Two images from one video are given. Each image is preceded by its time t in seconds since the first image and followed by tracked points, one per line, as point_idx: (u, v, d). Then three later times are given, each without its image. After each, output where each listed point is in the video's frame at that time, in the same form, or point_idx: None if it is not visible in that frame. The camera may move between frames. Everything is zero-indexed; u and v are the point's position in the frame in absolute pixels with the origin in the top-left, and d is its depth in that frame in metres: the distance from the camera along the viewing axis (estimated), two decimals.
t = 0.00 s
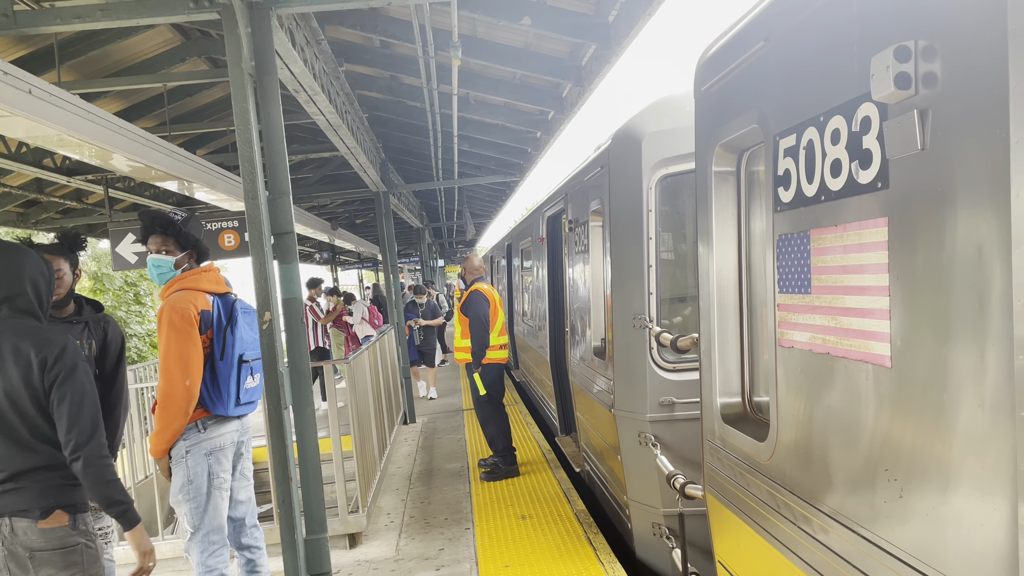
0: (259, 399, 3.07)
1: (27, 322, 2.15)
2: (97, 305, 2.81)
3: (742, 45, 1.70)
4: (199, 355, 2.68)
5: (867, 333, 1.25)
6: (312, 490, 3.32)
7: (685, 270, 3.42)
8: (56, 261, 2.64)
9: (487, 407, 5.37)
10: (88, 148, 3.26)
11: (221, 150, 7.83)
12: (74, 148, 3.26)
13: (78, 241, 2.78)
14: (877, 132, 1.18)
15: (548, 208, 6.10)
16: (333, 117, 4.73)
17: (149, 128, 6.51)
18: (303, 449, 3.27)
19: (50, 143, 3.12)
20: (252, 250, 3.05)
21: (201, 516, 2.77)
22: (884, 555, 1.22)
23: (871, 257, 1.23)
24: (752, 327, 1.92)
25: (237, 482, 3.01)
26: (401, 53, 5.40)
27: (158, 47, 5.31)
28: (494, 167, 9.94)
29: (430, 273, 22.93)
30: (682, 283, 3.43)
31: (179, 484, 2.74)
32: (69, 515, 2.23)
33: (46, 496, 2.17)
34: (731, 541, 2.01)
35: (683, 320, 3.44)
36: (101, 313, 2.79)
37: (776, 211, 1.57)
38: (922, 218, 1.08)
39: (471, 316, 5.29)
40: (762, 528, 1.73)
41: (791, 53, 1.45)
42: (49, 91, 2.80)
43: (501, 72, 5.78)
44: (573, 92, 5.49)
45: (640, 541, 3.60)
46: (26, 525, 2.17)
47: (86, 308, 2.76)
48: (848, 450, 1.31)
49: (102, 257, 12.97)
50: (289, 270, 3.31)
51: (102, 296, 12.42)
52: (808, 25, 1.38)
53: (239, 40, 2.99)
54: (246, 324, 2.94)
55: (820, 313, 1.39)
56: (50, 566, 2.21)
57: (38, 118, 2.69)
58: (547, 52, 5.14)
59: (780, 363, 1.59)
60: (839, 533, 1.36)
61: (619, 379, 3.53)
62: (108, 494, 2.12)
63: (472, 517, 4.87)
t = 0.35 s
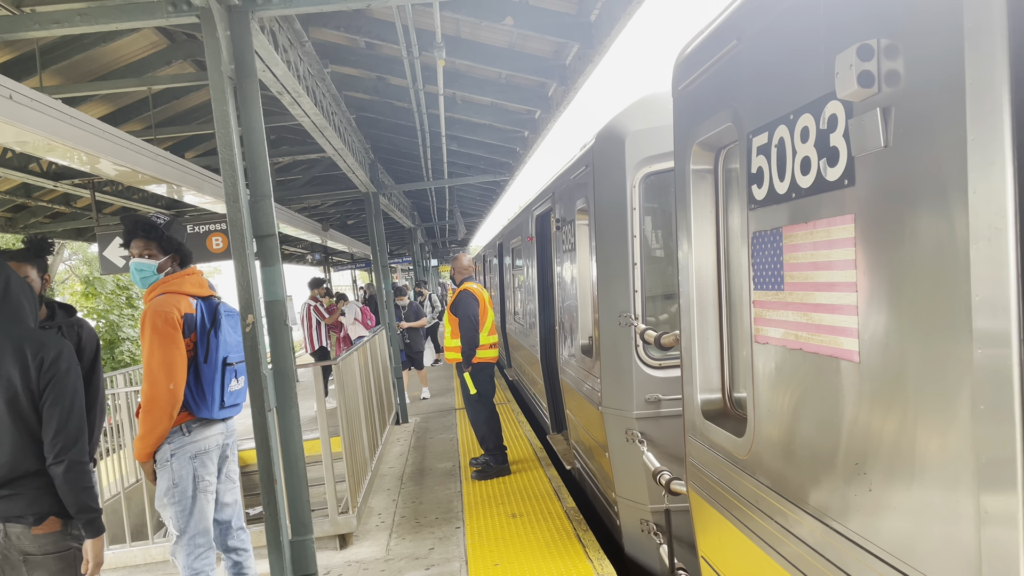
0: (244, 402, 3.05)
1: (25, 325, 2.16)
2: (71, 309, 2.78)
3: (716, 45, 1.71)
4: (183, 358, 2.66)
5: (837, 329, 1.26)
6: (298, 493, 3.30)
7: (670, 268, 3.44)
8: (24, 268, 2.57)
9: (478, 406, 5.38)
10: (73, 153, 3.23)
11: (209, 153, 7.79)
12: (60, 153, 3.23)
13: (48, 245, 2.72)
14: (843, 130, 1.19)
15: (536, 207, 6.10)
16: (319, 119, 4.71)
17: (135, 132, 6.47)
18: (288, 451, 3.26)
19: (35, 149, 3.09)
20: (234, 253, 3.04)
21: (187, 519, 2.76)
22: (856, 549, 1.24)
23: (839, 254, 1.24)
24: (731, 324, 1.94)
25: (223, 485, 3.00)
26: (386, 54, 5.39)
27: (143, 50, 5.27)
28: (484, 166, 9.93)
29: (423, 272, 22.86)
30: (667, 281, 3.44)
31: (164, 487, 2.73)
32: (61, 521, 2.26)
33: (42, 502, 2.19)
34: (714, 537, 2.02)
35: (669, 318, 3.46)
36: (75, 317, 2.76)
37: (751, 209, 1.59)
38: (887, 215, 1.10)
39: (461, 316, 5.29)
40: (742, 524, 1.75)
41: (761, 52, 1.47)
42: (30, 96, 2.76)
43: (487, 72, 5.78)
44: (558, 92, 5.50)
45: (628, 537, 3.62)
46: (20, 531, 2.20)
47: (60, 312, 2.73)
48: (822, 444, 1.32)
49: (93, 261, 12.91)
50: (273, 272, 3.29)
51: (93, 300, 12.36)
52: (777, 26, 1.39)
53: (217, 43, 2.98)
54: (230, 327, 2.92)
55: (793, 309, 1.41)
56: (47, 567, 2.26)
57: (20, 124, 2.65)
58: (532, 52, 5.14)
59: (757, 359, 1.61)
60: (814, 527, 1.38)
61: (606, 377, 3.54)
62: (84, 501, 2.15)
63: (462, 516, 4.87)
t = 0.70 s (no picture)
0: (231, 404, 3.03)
1: (30, 321, 2.26)
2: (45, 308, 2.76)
3: (697, 43, 1.71)
4: (169, 360, 2.65)
5: (814, 327, 1.27)
6: (284, 495, 3.28)
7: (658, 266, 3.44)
8: None
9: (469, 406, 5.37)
10: (61, 155, 3.19)
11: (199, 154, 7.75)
12: (48, 156, 3.19)
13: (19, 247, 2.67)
14: (818, 129, 1.20)
15: (527, 206, 6.09)
16: (306, 119, 4.67)
17: (123, 133, 6.42)
18: (275, 453, 3.23)
19: (23, 152, 3.05)
20: (218, 255, 3.03)
21: (173, 521, 2.74)
22: (835, 547, 1.24)
23: (816, 253, 1.25)
24: (715, 323, 1.94)
25: (210, 487, 2.98)
26: (375, 54, 5.37)
27: (131, 51, 5.23)
28: (475, 165, 9.91)
29: (417, 272, 22.78)
30: (656, 280, 3.45)
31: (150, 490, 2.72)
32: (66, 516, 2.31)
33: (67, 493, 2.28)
34: (700, 536, 2.02)
35: (659, 316, 3.46)
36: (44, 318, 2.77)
37: (731, 208, 1.60)
38: (859, 214, 1.11)
39: (452, 316, 5.27)
40: (726, 523, 1.75)
41: (739, 53, 1.48)
42: (14, 98, 2.72)
43: (476, 72, 5.78)
44: (547, 91, 5.49)
45: (618, 536, 3.62)
46: (27, 528, 2.20)
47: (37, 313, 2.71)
48: (802, 441, 1.33)
49: (84, 262, 12.82)
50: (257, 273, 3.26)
51: (86, 301, 12.31)
52: (753, 26, 1.40)
53: (200, 45, 2.98)
54: (217, 329, 2.90)
55: (772, 307, 1.42)
56: (47, 567, 2.25)
57: (4, 127, 2.61)
58: (520, 51, 5.14)
59: (739, 357, 1.61)
60: (796, 527, 1.38)
61: (596, 375, 3.54)
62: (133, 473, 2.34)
63: (453, 516, 4.86)
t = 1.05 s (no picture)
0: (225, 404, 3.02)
1: (24, 320, 2.28)
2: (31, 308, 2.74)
3: (691, 43, 1.71)
4: (164, 360, 2.63)
5: (808, 327, 1.27)
6: (279, 495, 3.27)
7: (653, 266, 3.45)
8: None
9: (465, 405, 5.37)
10: (55, 155, 3.17)
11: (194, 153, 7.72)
12: (42, 155, 3.17)
13: None
14: (811, 129, 1.20)
15: (523, 206, 6.09)
16: (301, 118, 4.65)
17: (118, 132, 6.39)
18: (269, 453, 3.22)
19: (17, 151, 3.03)
20: (211, 254, 3.00)
21: (167, 521, 2.73)
22: (828, 547, 1.24)
23: (809, 252, 1.25)
24: (709, 323, 1.95)
25: (204, 487, 2.96)
26: (370, 53, 5.36)
27: (125, 50, 5.20)
28: (472, 165, 9.90)
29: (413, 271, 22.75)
30: (652, 279, 3.45)
31: (143, 490, 2.70)
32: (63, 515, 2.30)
33: (64, 493, 2.28)
34: (694, 535, 2.02)
35: (654, 315, 3.46)
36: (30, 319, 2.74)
37: (725, 207, 1.60)
38: (852, 213, 1.11)
39: (448, 315, 5.26)
40: (720, 522, 1.75)
41: (733, 52, 1.47)
42: (7, 97, 2.70)
43: (472, 71, 5.76)
44: (542, 90, 5.49)
45: (613, 535, 3.63)
46: (26, 527, 2.19)
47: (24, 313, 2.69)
48: (795, 441, 1.33)
49: (79, 261, 12.77)
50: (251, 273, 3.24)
51: (82, 301, 12.27)
52: (748, 25, 1.40)
53: (193, 43, 2.96)
54: (210, 328, 2.89)
55: (766, 307, 1.42)
56: (46, 566, 2.24)
57: None
58: (516, 50, 5.13)
59: (733, 357, 1.61)
60: (790, 527, 1.38)
61: (591, 374, 3.54)
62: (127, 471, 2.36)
63: (449, 515, 4.85)
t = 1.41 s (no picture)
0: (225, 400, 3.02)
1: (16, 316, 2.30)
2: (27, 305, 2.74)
3: (692, 40, 1.71)
4: (164, 357, 2.63)
5: (808, 325, 1.27)
6: (279, 491, 3.27)
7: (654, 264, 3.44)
8: None
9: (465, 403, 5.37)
10: (55, 151, 3.17)
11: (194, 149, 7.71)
12: (42, 151, 3.17)
13: None
14: (813, 126, 1.19)
15: (523, 203, 6.09)
16: (302, 115, 4.65)
17: (118, 128, 6.38)
18: (269, 450, 3.22)
19: (17, 147, 3.03)
20: (212, 251, 3.00)
21: (167, 518, 2.73)
22: (828, 545, 1.24)
23: (810, 250, 1.24)
24: (710, 321, 1.94)
25: (204, 484, 2.96)
26: (371, 50, 5.35)
27: (126, 46, 5.19)
28: (472, 162, 9.88)
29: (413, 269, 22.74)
30: (652, 277, 3.45)
31: (143, 487, 2.71)
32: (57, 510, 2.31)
33: (56, 487, 2.29)
34: (694, 533, 2.03)
35: (654, 313, 3.46)
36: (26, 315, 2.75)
37: (726, 205, 1.60)
38: (853, 211, 1.11)
39: (448, 313, 5.26)
40: (720, 520, 1.75)
41: (735, 50, 1.47)
42: (7, 93, 2.70)
43: (473, 68, 5.75)
44: (543, 88, 5.48)
45: (613, 533, 3.63)
46: (19, 520, 2.21)
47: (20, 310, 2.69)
48: (796, 440, 1.32)
49: (79, 258, 12.78)
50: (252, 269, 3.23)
51: (82, 297, 12.27)
52: (749, 22, 1.39)
53: (194, 39, 2.95)
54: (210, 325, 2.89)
55: (767, 305, 1.42)
56: (40, 560, 2.26)
57: None
58: (516, 47, 5.11)
59: (734, 355, 1.61)
60: (789, 525, 1.38)
61: (591, 372, 3.54)
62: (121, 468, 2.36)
63: (449, 513, 4.86)
